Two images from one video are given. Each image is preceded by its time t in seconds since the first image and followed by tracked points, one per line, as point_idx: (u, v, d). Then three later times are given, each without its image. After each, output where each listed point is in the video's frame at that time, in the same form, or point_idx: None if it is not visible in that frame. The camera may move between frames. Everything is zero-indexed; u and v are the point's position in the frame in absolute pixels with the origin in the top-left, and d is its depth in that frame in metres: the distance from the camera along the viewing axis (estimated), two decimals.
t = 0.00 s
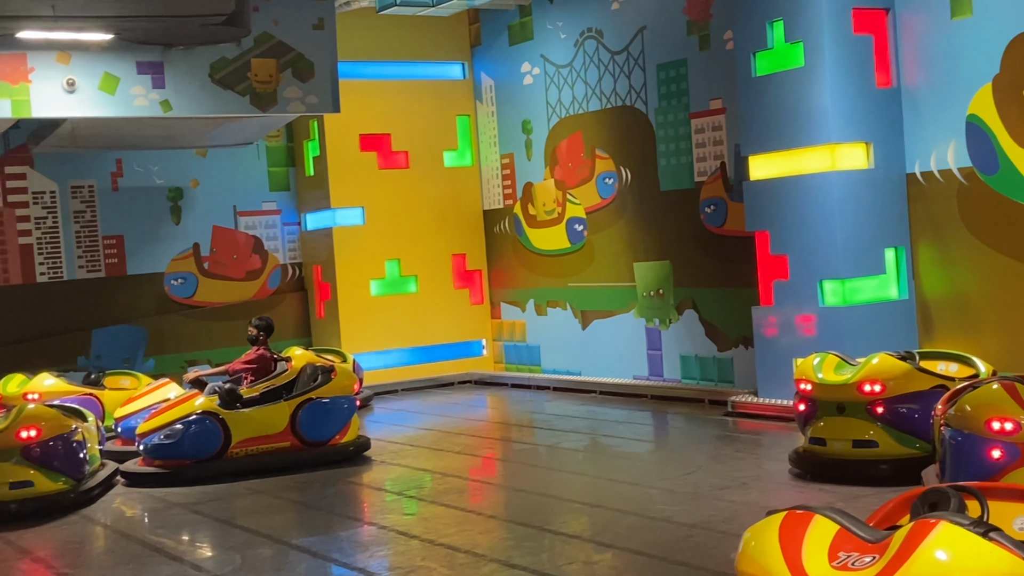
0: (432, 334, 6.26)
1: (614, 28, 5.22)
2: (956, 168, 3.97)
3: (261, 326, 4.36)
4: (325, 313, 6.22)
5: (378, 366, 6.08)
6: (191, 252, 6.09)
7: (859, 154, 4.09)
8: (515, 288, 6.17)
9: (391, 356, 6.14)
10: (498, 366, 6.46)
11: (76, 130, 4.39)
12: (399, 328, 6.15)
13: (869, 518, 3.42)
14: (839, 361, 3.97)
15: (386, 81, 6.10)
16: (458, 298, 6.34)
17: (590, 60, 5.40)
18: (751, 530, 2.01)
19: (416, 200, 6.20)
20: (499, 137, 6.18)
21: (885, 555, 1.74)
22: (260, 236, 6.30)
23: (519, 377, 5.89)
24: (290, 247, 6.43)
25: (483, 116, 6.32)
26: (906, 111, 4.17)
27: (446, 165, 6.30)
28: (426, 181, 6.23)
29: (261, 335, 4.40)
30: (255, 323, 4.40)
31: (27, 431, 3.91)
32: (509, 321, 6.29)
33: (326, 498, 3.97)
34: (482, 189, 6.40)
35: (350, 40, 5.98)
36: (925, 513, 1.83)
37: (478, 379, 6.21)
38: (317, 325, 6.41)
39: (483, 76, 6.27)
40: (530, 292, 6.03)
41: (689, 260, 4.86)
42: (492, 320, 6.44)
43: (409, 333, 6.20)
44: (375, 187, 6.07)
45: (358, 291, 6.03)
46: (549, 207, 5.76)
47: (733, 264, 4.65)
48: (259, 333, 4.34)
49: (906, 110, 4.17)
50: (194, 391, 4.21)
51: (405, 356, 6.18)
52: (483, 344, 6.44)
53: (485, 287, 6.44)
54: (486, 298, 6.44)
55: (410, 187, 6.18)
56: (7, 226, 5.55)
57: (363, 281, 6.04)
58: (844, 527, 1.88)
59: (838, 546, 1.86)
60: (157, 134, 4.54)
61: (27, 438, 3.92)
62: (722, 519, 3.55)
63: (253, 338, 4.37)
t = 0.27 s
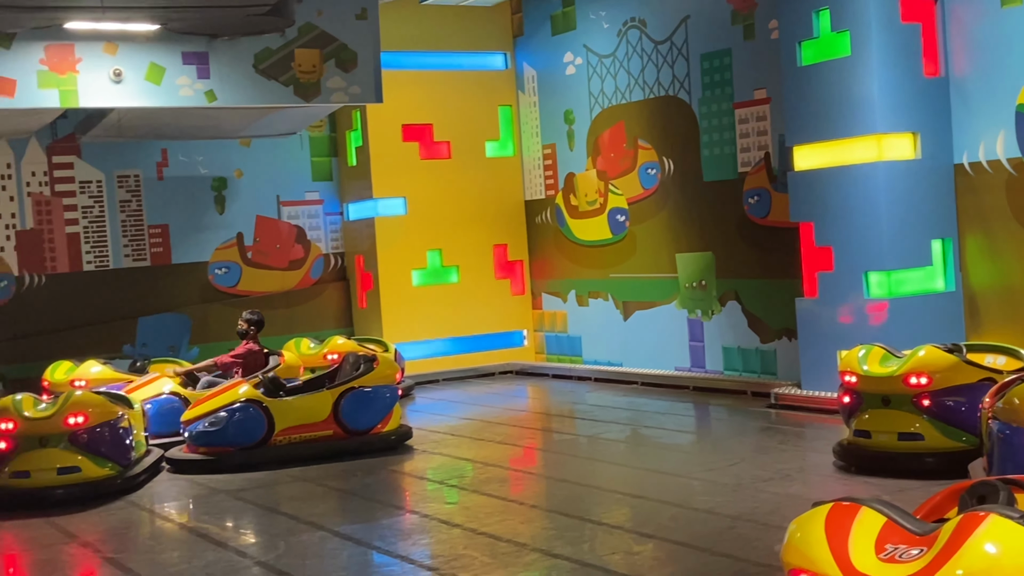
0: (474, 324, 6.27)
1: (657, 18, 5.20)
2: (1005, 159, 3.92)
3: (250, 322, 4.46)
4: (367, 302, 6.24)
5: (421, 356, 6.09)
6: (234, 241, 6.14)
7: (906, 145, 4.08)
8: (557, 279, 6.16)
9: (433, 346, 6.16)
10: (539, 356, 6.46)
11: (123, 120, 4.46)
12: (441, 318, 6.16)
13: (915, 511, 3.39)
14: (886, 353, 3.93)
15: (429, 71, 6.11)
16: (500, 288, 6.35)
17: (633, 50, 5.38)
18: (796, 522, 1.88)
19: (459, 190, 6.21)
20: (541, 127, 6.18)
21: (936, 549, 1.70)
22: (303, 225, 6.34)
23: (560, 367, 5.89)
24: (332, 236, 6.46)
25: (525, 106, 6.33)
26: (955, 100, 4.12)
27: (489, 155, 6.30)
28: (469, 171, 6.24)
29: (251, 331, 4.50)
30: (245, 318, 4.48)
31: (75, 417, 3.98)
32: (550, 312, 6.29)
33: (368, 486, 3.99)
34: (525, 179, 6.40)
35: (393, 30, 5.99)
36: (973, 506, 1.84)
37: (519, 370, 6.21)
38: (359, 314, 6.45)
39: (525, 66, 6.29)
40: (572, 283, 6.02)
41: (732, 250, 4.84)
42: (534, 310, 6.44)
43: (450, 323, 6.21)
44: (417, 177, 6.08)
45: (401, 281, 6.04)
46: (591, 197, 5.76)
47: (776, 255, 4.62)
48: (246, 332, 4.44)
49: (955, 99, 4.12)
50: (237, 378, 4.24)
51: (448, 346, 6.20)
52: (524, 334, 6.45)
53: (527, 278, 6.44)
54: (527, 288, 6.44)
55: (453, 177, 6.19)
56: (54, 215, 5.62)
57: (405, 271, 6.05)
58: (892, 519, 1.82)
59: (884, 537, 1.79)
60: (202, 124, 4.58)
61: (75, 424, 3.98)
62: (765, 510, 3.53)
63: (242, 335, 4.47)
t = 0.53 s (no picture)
0: (519, 312, 6.33)
1: (705, 7, 5.18)
2: None
3: (241, 313, 4.90)
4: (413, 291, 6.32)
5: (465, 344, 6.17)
6: (281, 229, 6.20)
7: (958, 133, 4.02)
8: (601, 269, 6.18)
9: (478, 334, 6.24)
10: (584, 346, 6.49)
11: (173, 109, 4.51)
12: (486, 307, 6.23)
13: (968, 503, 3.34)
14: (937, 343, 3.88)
15: (476, 60, 6.18)
16: (545, 278, 6.40)
17: (680, 38, 5.37)
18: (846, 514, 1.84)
19: (505, 179, 6.27)
20: (587, 116, 6.20)
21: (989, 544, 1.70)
22: (349, 214, 6.41)
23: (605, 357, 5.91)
24: (378, 225, 6.54)
25: (571, 95, 6.35)
26: (1009, 88, 4.06)
27: (534, 144, 6.36)
28: (514, 160, 6.30)
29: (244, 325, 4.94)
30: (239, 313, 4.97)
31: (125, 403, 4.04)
32: (595, 302, 6.31)
33: (413, 473, 4.00)
34: (570, 168, 6.44)
35: (439, 20, 6.08)
36: None
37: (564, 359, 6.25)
38: (405, 303, 6.50)
39: (571, 55, 6.31)
40: (616, 273, 6.03)
41: (778, 240, 4.81)
42: (579, 299, 6.47)
43: (495, 311, 6.28)
44: (463, 165, 6.15)
45: (446, 270, 6.12)
46: (637, 186, 5.75)
47: (824, 245, 4.59)
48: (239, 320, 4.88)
49: (1009, 87, 4.06)
50: (284, 366, 4.33)
51: (493, 334, 6.27)
52: (569, 324, 6.48)
53: (572, 267, 6.47)
54: (572, 277, 6.47)
55: (498, 166, 6.25)
56: (105, 203, 5.71)
57: (451, 260, 6.13)
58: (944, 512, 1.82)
59: (937, 529, 1.78)
60: (250, 113, 4.62)
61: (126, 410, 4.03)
62: (813, 500, 3.50)
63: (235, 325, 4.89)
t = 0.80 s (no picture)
0: (566, 302, 6.35)
1: None
2: None
3: (233, 305, 4.82)
4: (459, 280, 6.37)
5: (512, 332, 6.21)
6: (330, 218, 6.24)
7: (1012, 121, 3.95)
8: (649, 258, 6.18)
9: (525, 322, 6.27)
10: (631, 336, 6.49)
11: (223, 97, 4.55)
12: (534, 295, 6.27)
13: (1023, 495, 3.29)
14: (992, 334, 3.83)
15: (524, 49, 6.20)
16: (593, 267, 6.41)
17: (730, 26, 5.35)
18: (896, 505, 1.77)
19: (553, 168, 6.29)
20: (635, 104, 6.19)
21: None
22: (398, 202, 6.44)
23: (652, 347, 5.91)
24: (426, 213, 6.58)
25: (620, 83, 6.34)
26: None
27: (582, 133, 6.36)
28: (562, 149, 6.32)
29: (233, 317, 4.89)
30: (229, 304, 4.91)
31: (177, 389, 4.07)
32: (643, 292, 6.30)
33: (461, 461, 4.02)
34: (618, 157, 6.43)
35: (487, 9, 6.11)
36: None
37: (611, 348, 6.25)
38: (451, 291, 6.53)
39: (620, 44, 6.30)
40: (665, 262, 6.02)
41: (830, 230, 4.78)
42: (626, 289, 6.47)
43: (542, 300, 6.30)
44: (510, 154, 6.18)
45: (494, 257, 6.16)
46: (684, 175, 5.74)
47: (875, 236, 4.55)
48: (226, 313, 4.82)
49: None
50: (333, 352, 4.36)
51: (540, 322, 6.30)
52: (616, 314, 6.48)
53: (620, 256, 6.47)
54: (620, 267, 6.47)
55: (546, 155, 6.28)
56: (156, 191, 5.79)
57: (499, 248, 6.17)
58: (1000, 501, 1.76)
59: (990, 521, 1.74)
60: (300, 101, 4.66)
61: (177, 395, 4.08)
62: (863, 491, 3.48)
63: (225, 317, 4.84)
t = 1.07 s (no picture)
0: (614, 291, 6.35)
1: None
2: None
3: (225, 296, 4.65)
4: (508, 269, 6.39)
5: (560, 322, 6.23)
6: (379, 206, 6.28)
7: None
8: (698, 248, 6.16)
9: (573, 312, 6.28)
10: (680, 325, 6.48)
11: (274, 86, 4.58)
12: (582, 284, 6.27)
13: None
14: None
15: (573, 37, 6.20)
16: (642, 256, 6.40)
17: (782, 14, 5.30)
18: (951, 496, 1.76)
19: (601, 157, 6.29)
20: (685, 93, 6.17)
21: None
22: (446, 191, 6.46)
23: (701, 337, 5.90)
24: (474, 202, 6.59)
25: (669, 72, 6.32)
26: None
27: (631, 122, 6.36)
28: (612, 138, 6.31)
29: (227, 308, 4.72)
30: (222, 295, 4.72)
31: (229, 373, 4.13)
32: (691, 282, 6.28)
33: (509, 449, 4.03)
34: (668, 146, 6.42)
35: None
36: None
37: (658, 338, 6.24)
38: (499, 280, 6.55)
39: (670, 32, 6.28)
40: (714, 253, 6.00)
41: (883, 220, 4.74)
42: (674, 279, 6.46)
43: (590, 289, 6.31)
44: (559, 143, 6.20)
45: (542, 247, 6.18)
46: (734, 164, 5.71)
47: (928, 227, 4.50)
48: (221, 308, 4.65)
49: None
50: (380, 340, 4.36)
51: (588, 312, 6.31)
52: (664, 303, 6.47)
53: (668, 246, 6.46)
54: (668, 257, 6.46)
55: (595, 144, 6.29)
56: (209, 178, 5.85)
57: (547, 238, 6.18)
58: None
59: None
60: (351, 89, 4.69)
61: (229, 381, 4.14)
62: (915, 483, 3.44)
63: (219, 311, 4.68)
